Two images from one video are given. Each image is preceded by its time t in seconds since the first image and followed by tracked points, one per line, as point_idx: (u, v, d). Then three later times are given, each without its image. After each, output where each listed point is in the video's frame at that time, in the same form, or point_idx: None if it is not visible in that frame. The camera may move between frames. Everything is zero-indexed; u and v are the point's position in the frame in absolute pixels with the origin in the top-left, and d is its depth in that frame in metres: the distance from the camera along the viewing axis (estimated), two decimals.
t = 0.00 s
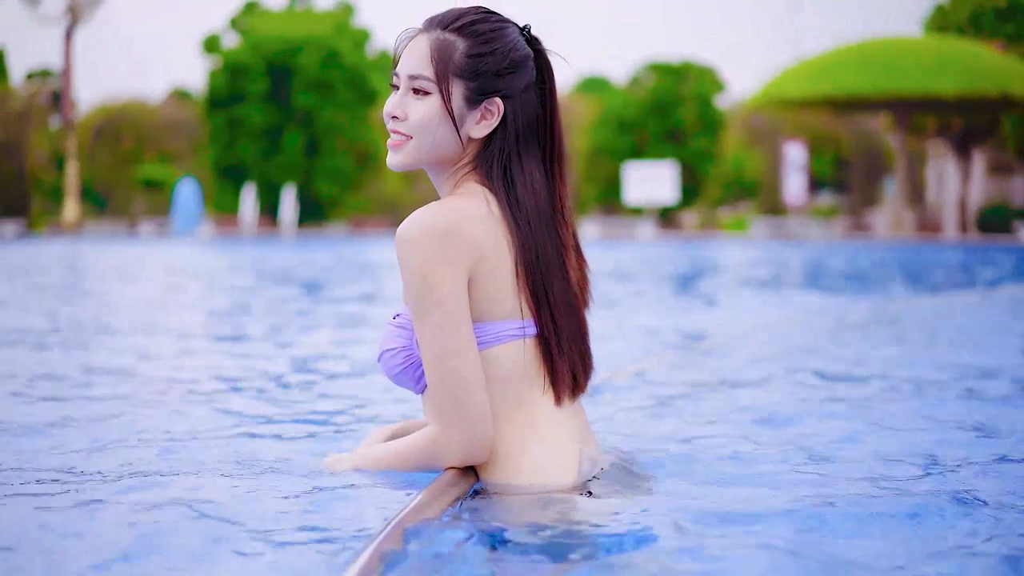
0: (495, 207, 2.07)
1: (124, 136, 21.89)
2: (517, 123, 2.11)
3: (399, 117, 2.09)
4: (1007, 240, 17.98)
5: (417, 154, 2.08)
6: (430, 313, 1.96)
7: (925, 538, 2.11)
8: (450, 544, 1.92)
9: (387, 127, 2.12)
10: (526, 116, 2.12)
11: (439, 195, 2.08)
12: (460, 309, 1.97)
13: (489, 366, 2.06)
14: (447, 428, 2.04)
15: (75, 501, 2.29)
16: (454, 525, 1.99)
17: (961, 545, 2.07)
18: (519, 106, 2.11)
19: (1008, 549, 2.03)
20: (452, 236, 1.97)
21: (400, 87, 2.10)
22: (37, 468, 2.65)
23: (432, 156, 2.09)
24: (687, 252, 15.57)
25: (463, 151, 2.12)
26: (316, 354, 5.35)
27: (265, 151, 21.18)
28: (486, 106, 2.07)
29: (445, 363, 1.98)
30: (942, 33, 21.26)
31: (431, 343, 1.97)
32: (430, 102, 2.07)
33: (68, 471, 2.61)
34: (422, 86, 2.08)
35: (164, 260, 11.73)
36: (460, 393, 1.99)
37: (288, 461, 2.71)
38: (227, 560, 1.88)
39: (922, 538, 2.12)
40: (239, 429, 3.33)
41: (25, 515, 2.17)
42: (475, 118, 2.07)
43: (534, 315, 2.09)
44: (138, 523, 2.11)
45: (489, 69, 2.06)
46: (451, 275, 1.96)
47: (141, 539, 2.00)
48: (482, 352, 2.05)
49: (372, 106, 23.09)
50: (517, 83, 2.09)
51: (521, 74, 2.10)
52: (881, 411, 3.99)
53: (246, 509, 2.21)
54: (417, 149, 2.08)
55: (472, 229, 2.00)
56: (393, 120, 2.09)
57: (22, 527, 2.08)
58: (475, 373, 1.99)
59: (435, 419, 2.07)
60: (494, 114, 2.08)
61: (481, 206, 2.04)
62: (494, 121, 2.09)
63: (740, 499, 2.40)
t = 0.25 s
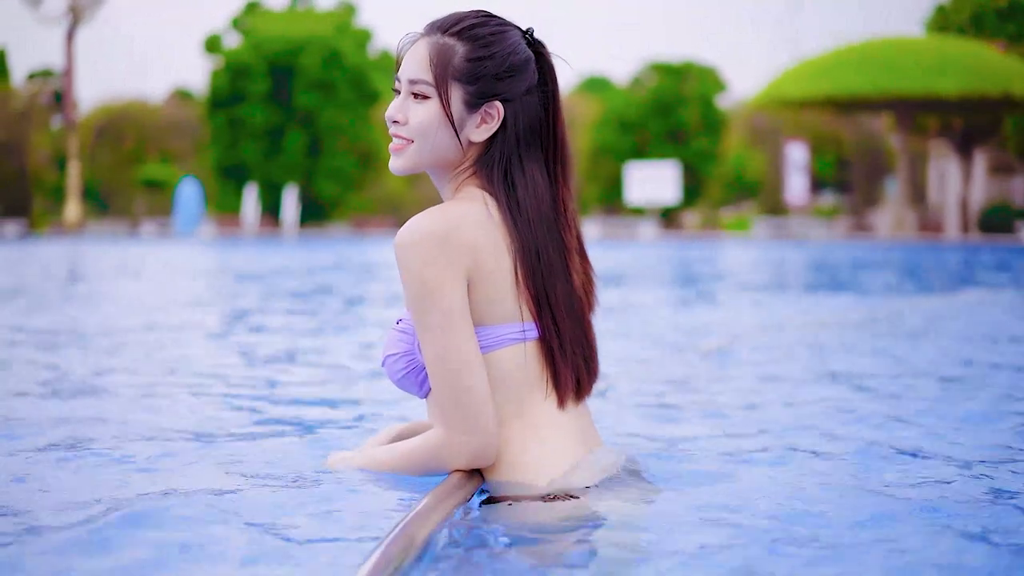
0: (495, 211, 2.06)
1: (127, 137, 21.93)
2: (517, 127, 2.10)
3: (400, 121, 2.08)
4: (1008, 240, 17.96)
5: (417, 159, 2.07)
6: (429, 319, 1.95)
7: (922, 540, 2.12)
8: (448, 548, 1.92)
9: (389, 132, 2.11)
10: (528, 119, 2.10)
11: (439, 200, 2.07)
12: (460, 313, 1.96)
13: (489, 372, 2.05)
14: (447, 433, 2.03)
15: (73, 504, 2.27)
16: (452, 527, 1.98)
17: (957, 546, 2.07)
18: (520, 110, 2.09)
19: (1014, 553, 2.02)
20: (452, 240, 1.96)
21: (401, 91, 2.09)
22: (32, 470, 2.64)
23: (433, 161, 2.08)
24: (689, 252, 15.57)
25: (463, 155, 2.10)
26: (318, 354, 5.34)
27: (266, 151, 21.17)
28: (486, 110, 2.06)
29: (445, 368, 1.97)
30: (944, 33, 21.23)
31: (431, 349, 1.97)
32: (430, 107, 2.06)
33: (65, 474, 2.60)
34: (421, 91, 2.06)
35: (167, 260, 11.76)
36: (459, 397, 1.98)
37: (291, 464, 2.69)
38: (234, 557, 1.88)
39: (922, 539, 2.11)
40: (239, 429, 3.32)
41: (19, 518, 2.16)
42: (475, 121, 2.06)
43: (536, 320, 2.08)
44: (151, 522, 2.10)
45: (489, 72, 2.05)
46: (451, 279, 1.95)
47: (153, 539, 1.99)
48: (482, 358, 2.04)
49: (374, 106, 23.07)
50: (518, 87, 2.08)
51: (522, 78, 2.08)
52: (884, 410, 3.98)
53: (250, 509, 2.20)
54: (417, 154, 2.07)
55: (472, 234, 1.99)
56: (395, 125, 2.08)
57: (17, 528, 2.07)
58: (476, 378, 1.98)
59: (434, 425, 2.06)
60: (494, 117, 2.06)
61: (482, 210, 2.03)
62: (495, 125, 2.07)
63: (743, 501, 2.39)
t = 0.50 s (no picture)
0: (498, 212, 2.05)
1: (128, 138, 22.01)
2: (520, 127, 2.08)
3: (401, 123, 2.07)
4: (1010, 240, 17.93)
5: (419, 161, 2.07)
6: (431, 321, 1.95)
7: (923, 539, 2.11)
8: (448, 550, 1.91)
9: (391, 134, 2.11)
10: (530, 119, 2.09)
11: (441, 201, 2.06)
12: (463, 316, 1.95)
13: (493, 374, 2.05)
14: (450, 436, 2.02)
15: (72, 508, 2.25)
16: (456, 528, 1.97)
17: (958, 546, 2.07)
18: (522, 111, 2.08)
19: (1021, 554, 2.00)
20: (453, 243, 1.95)
21: (402, 94, 2.09)
22: (31, 472, 2.63)
23: (435, 163, 2.07)
24: (691, 251, 15.56)
25: (466, 156, 2.09)
26: (320, 354, 5.33)
27: (268, 151, 21.16)
28: (487, 110, 2.04)
29: (447, 370, 1.96)
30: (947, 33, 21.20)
31: (434, 352, 1.96)
32: (430, 109, 2.05)
33: (63, 476, 2.59)
34: (422, 92, 2.06)
35: (172, 260, 11.77)
36: (461, 399, 1.97)
37: (291, 466, 2.67)
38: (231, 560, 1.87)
39: (925, 539, 2.10)
40: (241, 430, 3.30)
41: (14, 519, 2.15)
42: (475, 122, 2.05)
43: (540, 321, 2.07)
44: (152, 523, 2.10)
45: (489, 73, 2.04)
46: (451, 281, 1.94)
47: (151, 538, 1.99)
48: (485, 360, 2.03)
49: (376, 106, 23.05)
50: (518, 87, 2.07)
51: (523, 78, 2.07)
52: (888, 411, 3.96)
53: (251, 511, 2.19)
54: (419, 156, 2.06)
55: (474, 236, 1.98)
56: (396, 127, 2.08)
57: (12, 531, 2.06)
58: (480, 379, 1.97)
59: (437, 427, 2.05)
60: (495, 118, 2.05)
61: (483, 211, 2.02)
62: (495, 126, 2.06)
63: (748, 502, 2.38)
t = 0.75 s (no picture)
0: (501, 212, 2.05)
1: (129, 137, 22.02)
2: (523, 124, 2.07)
3: (405, 123, 2.07)
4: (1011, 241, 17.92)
5: (422, 161, 2.07)
6: (433, 321, 1.96)
7: (924, 539, 2.10)
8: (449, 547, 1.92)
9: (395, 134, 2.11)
10: (534, 117, 2.08)
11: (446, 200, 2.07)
12: (466, 315, 1.96)
13: (497, 373, 2.05)
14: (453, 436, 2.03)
15: (72, 508, 2.25)
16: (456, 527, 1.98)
17: (958, 545, 2.06)
18: (525, 108, 2.08)
19: None
20: (458, 242, 1.96)
21: (406, 93, 2.09)
22: (35, 472, 2.64)
23: (438, 162, 2.07)
24: (692, 252, 15.55)
25: (471, 155, 2.10)
26: (319, 354, 5.33)
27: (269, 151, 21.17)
28: (490, 109, 2.04)
29: (449, 370, 1.97)
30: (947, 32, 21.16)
31: (437, 351, 1.97)
32: (432, 108, 2.06)
33: (68, 475, 2.60)
34: (424, 92, 2.06)
35: (170, 260, 11.77)
36: (463, 399, 1.98)
37: (291, 467, 2.66)
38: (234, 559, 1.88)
39: (924, 539, 2.10)
40: (239, 431, 3.30)
41: (22, 519, 2.16)
42: (479, 121, 2.05)
43: (543, 322, 2.08)
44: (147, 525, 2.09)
45: (491, 72, 2.03)
46: (455, 281, 1.95)
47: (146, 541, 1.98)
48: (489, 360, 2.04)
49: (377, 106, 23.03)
50: (522, 84, 2.06)
51: (526, 76, 2.07)
52: (888, 411, 3.96)
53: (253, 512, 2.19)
54: (422, 156, 2.07)
55: (477, 236, 1.98)
56: (400, 126, 2.08)
57: (19, 531, 2.07)
58: (483, 379, 1.98)
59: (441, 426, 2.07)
60: (499, 116, 2.05)
61: (486, 212, 2.03)
62: (499, 124, 2.06)
63: (751, 502, 2.38)
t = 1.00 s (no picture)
0: (508, 211, 2.05)
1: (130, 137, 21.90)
2: (530, 123, 2.07)
3: (412, 123, 2.07)
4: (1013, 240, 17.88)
5: (430, 161, 2.07)
6: (439, 321, 1.95)
7: (925, 537, 2.10)
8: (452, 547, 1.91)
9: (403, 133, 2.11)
10: (541, 116, 2.08)
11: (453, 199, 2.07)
12: (472, 316, 1.96)
13: (503, 374, 2.05)
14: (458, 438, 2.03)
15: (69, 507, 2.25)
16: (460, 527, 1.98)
17: (959, 544, 2.07)
18: (533, 107, 2.07)
19: None
20: (464, 243, 1.95)
21: (413, 94, 2.09)
22: (39, 473, 2.64)
23: (446, 162, 2.07)
24: (694, 252, 15.52)
25: (478, 154, 2.09)
26: (320, 354, 5.31)
27: (270, 151, 21.16)
28: (497, 107, 2.04)
29: (455, 370, 1.96)
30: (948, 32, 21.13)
31: (443, 351, 1.97)
32: (440, 108, 2.05)
33: (72, 475, 2.60)
34: (431, 91, 2.06)
35: (172, 260, 11.74)
36: (468, 400, 1.98)
37: (291, 467, 2.66)
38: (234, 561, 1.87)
39: (924, 538, 2.10)
40: (240, 431, 3.29)
41: (28, 519, 2.15)
42: (486, 120, 2.04)
43: (549, 323, 2.07)
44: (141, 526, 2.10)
45: (497, 70, 2.03)
46: (461, 282, 1.94)
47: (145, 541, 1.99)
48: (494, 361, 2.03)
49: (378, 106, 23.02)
50: (529, 83, 2.06)
51: (533, 75, 2.06)
52: (890, 411, 3.95)
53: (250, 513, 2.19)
54: (430, 155, 2.07)
55: (483, 236, 1.98)
56: (407, 126, 2.08)
57: (25, 531, 2.07)
58: (488, 380, 1.98)
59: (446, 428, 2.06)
60: (506, 115, 2.04)
61: (493, 211, 2.03)
62: (506, 123, 2.05)
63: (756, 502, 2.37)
